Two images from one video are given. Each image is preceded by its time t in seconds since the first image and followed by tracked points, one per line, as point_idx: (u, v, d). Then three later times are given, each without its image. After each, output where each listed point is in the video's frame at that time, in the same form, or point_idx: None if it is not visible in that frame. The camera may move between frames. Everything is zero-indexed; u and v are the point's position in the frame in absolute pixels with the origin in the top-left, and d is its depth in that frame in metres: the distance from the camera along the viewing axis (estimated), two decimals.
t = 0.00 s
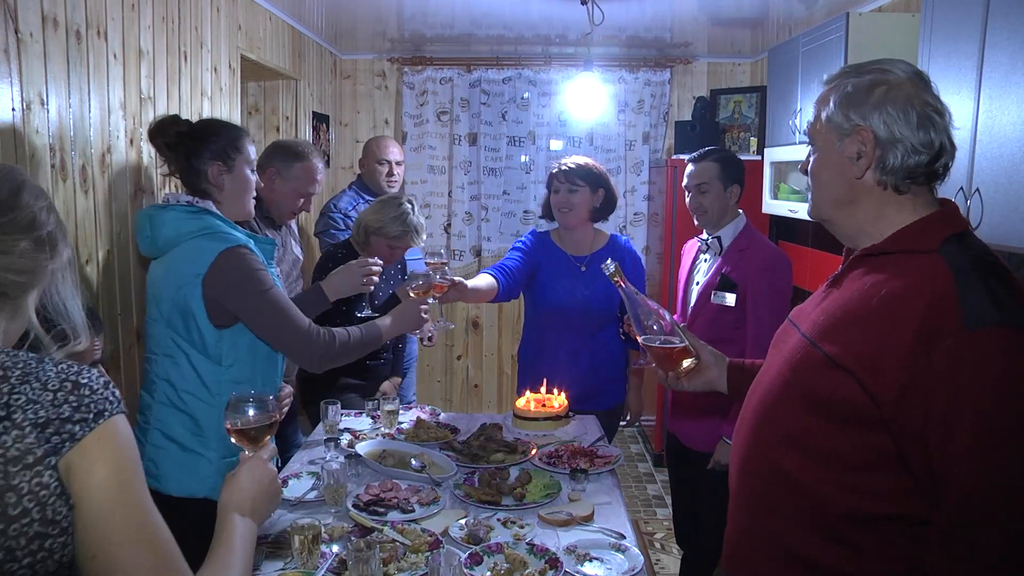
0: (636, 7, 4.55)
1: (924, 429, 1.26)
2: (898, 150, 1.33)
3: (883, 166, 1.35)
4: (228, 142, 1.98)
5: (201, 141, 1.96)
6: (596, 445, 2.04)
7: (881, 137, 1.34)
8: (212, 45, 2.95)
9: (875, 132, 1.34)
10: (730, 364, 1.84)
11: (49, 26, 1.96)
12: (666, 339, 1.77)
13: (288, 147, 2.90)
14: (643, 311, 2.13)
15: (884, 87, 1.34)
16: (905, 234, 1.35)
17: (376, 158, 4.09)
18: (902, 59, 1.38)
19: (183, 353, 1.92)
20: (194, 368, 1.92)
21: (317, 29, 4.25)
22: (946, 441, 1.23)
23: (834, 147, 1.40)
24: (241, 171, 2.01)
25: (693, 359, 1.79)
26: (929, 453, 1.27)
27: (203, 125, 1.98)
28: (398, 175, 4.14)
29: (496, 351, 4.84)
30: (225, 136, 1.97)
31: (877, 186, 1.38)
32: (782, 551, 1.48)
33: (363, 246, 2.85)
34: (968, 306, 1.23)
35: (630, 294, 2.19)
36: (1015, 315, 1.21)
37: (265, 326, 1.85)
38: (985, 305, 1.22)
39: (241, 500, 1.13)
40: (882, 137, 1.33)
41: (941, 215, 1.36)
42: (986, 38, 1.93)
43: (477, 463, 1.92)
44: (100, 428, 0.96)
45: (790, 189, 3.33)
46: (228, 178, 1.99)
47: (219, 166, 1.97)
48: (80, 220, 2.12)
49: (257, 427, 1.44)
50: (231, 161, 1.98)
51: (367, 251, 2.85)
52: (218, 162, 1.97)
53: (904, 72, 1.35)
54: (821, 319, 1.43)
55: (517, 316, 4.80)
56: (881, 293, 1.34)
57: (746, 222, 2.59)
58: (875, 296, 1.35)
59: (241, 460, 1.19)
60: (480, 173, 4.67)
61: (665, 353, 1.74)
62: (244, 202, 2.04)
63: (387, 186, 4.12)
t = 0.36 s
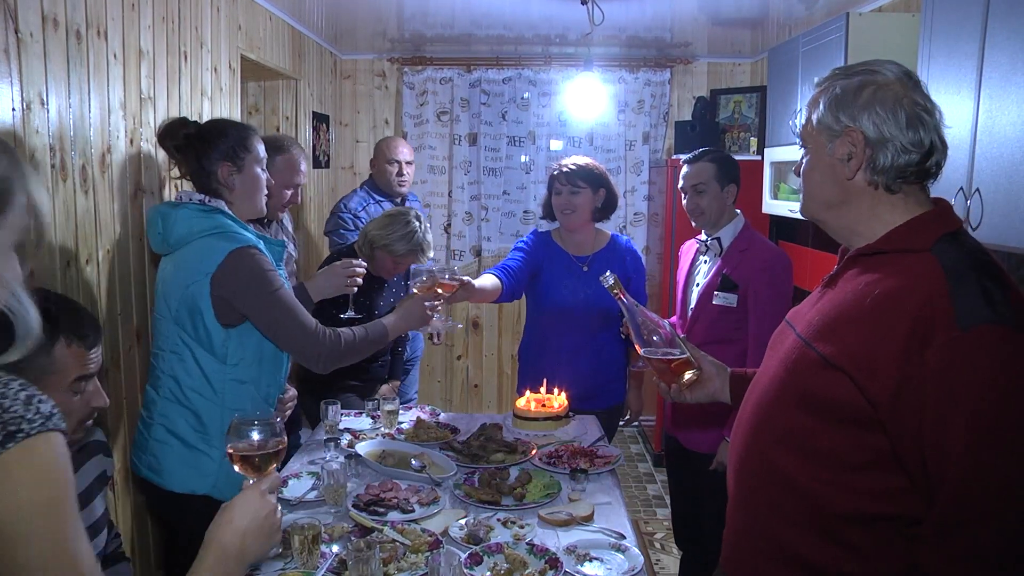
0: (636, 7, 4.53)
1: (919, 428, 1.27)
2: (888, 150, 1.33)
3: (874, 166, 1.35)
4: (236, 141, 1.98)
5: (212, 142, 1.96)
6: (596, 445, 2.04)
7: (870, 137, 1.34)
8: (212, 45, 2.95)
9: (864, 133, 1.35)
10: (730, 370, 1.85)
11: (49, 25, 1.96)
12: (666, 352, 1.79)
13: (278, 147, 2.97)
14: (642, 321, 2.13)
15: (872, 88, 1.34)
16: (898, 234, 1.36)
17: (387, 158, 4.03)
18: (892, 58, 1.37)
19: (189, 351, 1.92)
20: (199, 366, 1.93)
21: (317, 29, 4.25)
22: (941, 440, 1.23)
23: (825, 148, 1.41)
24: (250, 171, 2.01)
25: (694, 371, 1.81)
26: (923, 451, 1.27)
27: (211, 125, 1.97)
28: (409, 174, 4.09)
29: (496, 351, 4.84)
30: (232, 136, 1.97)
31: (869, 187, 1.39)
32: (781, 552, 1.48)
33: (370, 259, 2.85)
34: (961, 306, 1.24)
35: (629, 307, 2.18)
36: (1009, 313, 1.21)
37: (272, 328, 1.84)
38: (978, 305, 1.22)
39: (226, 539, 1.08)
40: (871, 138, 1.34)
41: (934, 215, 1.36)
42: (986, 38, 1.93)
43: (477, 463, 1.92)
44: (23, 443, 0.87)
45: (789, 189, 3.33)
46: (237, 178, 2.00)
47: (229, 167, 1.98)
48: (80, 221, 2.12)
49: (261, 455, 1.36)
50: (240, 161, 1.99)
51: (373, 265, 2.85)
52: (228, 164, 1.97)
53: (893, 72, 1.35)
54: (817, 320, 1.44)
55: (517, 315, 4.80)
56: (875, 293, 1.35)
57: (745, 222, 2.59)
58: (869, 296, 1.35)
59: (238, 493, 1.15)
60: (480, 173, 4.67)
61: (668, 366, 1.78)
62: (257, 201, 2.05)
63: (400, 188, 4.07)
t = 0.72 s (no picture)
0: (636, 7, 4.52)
1: (919, 429, 1.27)
2: (891, 152, 1.33)
3: (876, 167, 1.36)
4: (244, 142, 1.94)
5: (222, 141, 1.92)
6: (596, 445, 2.04)
7: (875, 138, 1.34)
8: (212, 46, 2.95)
9: (868, 133, 1.35)
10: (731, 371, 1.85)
11: (49, 26, 1.96)
12: (669, 346, 1.79)
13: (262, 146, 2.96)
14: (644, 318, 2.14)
15: (879, 88, 1.34)
16: (897, 235, 1.36)
17: (395, 160, 4.03)
18: (899, 59, 1.37)
19: (155, 350, 1.92)
20: (165, 367, 1.91)
21: (317, 29, 4.25)
22: (941, 440, 1.23)
23: (828, 147, 1.41)
24: (257, 172, 1.97)
25: (694, 368, 1.82)
26: (923, 452, 1.27)
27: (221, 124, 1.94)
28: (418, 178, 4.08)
29: (495, 351, 4.85)
30: (239, 136, 1.94)
31: (870, 187, 1.39)
32: (782, 553, 1.48)
33: (367, 264, 2.84)
34: (960, 306, 1.24)
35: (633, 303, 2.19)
36: (1009, 314, 1.21)
37: (199, 335, 1.80)
38: (978, 305, 1.23)
39: None
40: (876, 138, 1.34)
41: (934, 215, 1.36)
42: (986, 38, 1.93)
43: (477, 463, 1.92)
44: None
45: (789, 189, 3.33)
46: (246, 179, 1.96)
47: (243, 167, 1.95)
48: (80, 220, 2.12)
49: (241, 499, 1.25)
50: (252, 162, 1.96)
51: (368, 269, 2.86)
52: (241, 163, 1.94)
53: (899, 72, 1.35)
54: (816, 321, 1.44)
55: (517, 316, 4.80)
56: (875, 294, 1.35)
57: (745, 223, 2.59)
58: (869, 297, 1.35)
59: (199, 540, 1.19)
60: (480, 173, 4.67)
61: (669, 362, 1.78)
62: (257, 202, 2.01)
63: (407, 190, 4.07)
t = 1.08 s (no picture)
0: (637, 3, 4.56)
1: (923, 431, 1.26)
2: (895, 150, 1.32)
3: (880, 166, 1.34)
4: (264, 148, 1.97)
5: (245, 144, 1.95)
6: (597, 447, 2.01)
7: (879, 136, 1.32)
8: (209, 43, 2.93)
9: (873, 132, 1.33)
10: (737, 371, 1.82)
11: (42, 22, 1.94)
12: (676, 342, 1.77)
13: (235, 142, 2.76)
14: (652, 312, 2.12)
15: (885, 86, 1.32)
16: (901, 235, 1.34)
17: (393, 156, 4.02)
18: (906, 56, 1.35)
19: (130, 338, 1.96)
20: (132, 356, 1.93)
21: (316, 25, 4.23)
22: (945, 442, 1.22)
23: (831, 145, 1.39)
24: (276, 177, 2.00)
25: (700, 365, 1.79)
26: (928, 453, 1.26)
27: (244, 128, 1.97)
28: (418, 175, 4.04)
29: (496, 351, 4.82)
30: (261, 140, 1.97)
31: (873, 186, 1.37)
32: (786, 557, 1.45)
33: (360, 247, 2.88)
34: (966, 307, 1.23)
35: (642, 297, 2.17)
36: (1014, 316, 1.21)
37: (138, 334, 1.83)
38: (984, 307, 1.22)
39: None
40: (880, 136, 1.32)
41: (939, 214, 1.34)
42: (995, 34, 1.91)
43: (477, 465, 1.90)
44: None
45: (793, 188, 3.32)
46: (265, 184, 1.98)
47: (260, 173, 1.97)
48: (74, 219, 2.10)
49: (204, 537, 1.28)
50: (269, 167, 1.98)
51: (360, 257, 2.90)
52: (258, 169, 1.96)
53: (905, 70, 1.33)
54: (819, 322, 1.42)
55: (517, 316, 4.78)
56: (879, 295, 1.32)
57: (747, 222, 2.57)
58: (873, 298, 1.33)
59: None
60: (480, 171, 4.64)
61: (675, 359, 1.76)
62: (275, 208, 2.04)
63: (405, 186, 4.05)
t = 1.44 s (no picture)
0: None
1: (932, 435, 1.21)
2: (904, 147, 1.27)
3: (889, 163, 1.30)
4: (228, 145, 1.91)
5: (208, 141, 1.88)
6: (600, 450, 1.97)
7: (887, 132, 1.28)
8: (203, 36, 2.89)
9: (881, 127, 1.29)
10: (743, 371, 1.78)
11: (29, 14, 1.89)
12: (682, 342, 1.74)
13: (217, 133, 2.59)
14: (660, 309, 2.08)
15: (894, 80, 1.28)
16: (910, 234, 1.30)
17: (393, 155, 3.96)
18: (916, 50, 1.31)
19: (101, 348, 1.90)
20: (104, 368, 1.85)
21: (311, 18, 4.19)
22: (954, 447, 1.18)
23: (838, 141, 1.36)
24: (241, 175, 1.93)
25: (706, 366, 1.75)
26: (937, 458, 1.21)
27: (208, 124, 1.91)
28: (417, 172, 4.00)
29: (496, 352, 4.79)
30: (225, 136, 1.91)
31: (882, 183, 1.33)
32: (793, 563, 1.42)
33: (343, 234, 2.90)
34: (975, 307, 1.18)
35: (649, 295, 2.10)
36: None
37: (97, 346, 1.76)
38: (994, 305, 1.18)
39: None
40: (888, 132, 1.28)
41: (949, 212, 1.30)
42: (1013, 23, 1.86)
43: (478, 468, 1.86)
44: None
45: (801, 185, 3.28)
46: (228, 182, 1.92)
47: (222, 170, 1.90)
48: (65, 216, 2.06)
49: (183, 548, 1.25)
50: (233, 165, 1.91)
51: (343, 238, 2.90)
52: (221, 166, 1.90)
53: (915, 64, 1.29)
54: (825, 323, 1.38)
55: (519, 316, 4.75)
56: (888, 294, 1.29)
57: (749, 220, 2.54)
58: (880, 298, 1.30)
59: None
60: (480, 168, 4.60)
61: (681, 358, 1.72)
62: (244, 205, 1.97)
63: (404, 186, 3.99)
